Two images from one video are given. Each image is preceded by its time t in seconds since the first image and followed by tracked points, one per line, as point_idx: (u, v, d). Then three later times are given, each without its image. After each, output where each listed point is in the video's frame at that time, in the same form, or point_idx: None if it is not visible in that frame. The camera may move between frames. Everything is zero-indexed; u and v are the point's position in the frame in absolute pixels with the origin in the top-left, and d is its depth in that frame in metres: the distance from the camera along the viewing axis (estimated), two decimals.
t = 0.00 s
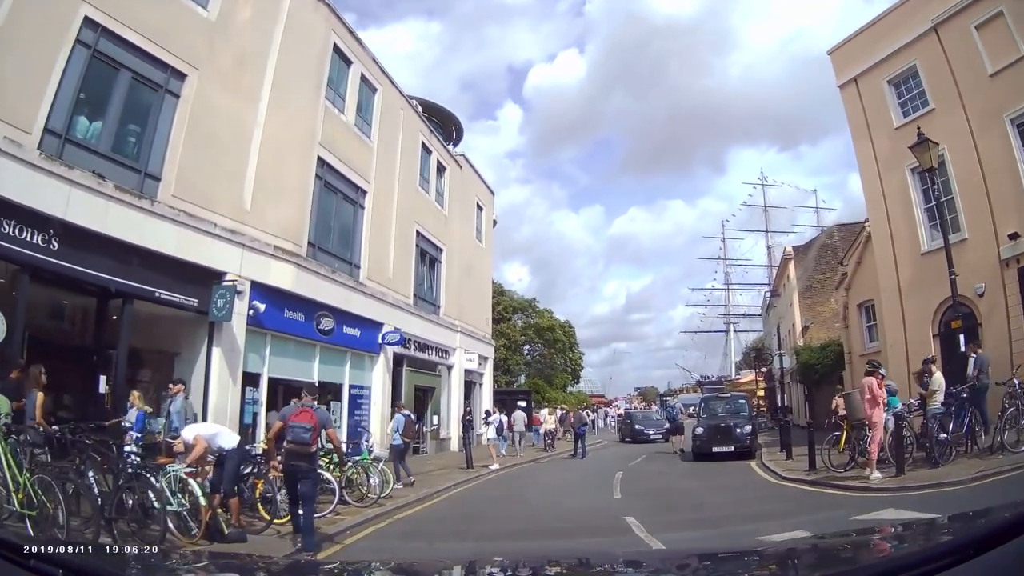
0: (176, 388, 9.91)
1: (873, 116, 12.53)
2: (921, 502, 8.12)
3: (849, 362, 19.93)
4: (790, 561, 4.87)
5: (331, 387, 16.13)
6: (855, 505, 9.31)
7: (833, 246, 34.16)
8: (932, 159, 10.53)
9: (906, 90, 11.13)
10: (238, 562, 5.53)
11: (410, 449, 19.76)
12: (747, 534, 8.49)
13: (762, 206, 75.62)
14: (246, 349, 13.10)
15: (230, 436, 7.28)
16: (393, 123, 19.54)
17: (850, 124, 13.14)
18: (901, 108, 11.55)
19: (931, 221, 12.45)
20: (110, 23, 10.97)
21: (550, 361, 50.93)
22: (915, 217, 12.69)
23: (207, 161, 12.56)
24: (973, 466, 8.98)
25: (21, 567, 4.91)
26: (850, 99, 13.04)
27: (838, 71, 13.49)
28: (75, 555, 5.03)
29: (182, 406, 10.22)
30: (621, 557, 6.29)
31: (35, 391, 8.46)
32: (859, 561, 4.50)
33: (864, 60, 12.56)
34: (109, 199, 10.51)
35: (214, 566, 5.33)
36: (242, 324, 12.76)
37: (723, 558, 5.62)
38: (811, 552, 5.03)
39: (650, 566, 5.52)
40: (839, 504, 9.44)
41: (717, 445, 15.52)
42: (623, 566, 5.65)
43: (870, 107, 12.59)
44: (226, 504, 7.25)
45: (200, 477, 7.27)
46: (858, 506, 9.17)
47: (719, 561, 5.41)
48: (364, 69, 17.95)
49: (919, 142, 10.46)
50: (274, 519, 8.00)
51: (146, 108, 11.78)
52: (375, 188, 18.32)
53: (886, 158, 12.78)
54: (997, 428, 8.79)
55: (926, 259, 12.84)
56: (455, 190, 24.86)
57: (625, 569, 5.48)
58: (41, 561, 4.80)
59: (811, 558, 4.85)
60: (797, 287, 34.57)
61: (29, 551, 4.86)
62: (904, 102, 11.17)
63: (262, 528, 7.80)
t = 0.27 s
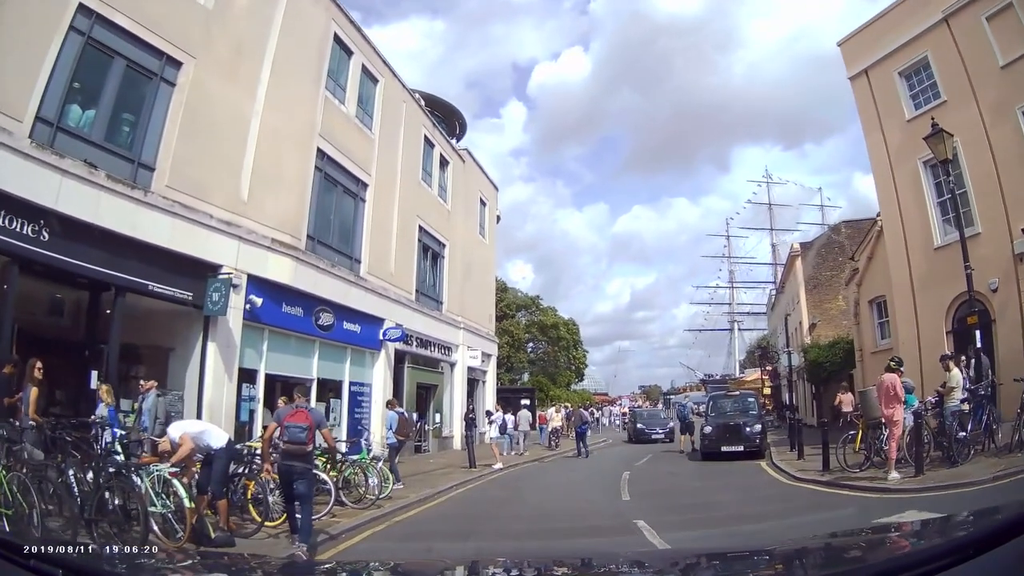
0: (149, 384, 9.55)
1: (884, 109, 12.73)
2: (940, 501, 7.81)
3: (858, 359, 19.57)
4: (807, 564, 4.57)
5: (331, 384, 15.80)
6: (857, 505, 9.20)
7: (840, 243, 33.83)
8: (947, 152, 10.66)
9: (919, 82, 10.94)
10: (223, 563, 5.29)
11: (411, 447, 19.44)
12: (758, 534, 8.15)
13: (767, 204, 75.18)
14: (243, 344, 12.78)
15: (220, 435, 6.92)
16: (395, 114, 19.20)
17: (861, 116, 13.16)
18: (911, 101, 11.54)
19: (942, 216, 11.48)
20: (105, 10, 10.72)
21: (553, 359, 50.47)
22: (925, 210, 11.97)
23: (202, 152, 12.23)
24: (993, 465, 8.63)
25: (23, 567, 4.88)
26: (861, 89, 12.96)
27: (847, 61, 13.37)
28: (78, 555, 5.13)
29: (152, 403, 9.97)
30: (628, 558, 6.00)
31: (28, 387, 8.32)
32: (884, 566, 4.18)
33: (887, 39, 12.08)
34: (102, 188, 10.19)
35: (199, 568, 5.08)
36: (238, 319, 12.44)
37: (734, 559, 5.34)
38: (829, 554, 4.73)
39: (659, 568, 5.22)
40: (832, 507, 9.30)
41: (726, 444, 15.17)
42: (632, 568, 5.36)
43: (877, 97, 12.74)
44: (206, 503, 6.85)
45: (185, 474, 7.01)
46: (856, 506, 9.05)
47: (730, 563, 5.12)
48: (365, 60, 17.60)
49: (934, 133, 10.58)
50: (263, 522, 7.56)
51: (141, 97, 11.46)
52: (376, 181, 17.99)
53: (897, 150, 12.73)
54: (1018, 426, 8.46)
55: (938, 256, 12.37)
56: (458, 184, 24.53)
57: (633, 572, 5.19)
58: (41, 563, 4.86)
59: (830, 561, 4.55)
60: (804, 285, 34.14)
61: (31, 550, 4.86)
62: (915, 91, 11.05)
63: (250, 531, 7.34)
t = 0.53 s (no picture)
0: (121, 376, 9.21)
1: (893, 104, 12.52)
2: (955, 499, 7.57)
3: (868, 356, 19.25)
4: (823, 565, 4.32)
5: (330, 381, 15.55)
6: (865, 504, 9.00)
7: (846, 240, 33.49)
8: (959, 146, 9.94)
9: (926, 76, 11.46)
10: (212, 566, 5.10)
11: (413, 445, 19.18)
12: (767, 533, 7.88)
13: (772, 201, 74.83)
14: (240, 340, 12.54)
15: (211, 433, 6.64)
16: (396, 107, 18.91)
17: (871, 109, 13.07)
18: (922, 93, 11.69)
19: (953, 209, 11.47)
20: None
21: (557, 357, 50.10)
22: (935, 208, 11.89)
23: (199, 143, 11.97)
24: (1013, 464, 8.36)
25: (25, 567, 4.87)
26: (870, 84, 12.95)
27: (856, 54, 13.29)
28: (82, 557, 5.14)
29: (127, 397, 9.47)
30: (633, 559, 5.76)
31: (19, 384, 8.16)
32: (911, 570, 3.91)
33: (889, 37, 12.26)
34: (96, 179, 9.93)
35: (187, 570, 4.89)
36: (234, 314, 12.19)
37: (744, 560, 5.10)
38: (847, 556, 4.48)
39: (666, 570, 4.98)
40: (832, 508, 9.17)
41: (734, 442, 14.88)
42: (639, 570, 5.10)
43: (886, 92, 12.65)
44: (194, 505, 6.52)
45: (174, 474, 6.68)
46: (854, 507, 8.91)
47: (742, 565, 4.87)
48: (366, 51, 17.32)
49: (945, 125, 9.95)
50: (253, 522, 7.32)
51: (137, 87, 11.19)
52: (377, 175, 17.71)
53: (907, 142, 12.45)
54: None
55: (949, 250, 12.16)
56: (460, 179, 24.23)
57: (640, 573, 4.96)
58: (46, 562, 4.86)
59: (848, 563, 4.30)
60: (810, 281, 33.81)
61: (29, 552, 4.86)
62: (928, 88, 11.35)
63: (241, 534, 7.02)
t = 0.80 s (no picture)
0: (87, 369, 8.28)
1: (902, 98, 10.65)
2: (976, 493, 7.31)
3: (877, 353, 18.93)
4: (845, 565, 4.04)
5: (329, 378, 15.27)
6: (880, 502, 8.70)
7: (853, 235, 33.13)
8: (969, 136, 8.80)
9: (938, 65, 9.74)
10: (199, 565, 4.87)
11: (414, 443, 18.90)
12: (777, 532, 7.58)
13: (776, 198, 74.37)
14: (236, 335, 12.27)
15: (198, 431, 6.42)
16: (397, 99, 18.62)
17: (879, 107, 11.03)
18: (932, 82, 9.98)
19: (964, 199, 9.73)
20: None
21: (560, 354, 49.74)
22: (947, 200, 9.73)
23: (194, 134, 11.68)
24: None
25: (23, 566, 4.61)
26: (878, 75, 11.04)
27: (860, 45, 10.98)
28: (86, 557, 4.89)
29: (94, 392, 8.36)
30: (639, 559, 5.48)
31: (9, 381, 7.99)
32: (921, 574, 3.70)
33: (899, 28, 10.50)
34: (89, 170, 9.65)
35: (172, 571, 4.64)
36: (230, 309, 11.93)
37: (753, 561, 4.81)
38: (868, 554, 4.19)
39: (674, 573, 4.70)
40: (833, 508, 8.89)
41: (742, 440, 14.56)
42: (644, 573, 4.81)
43: (895, 86, 10.75)
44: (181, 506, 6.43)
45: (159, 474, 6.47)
46: (855, 507, 8.63)
47: (754, 567, 4.58)
48: (366, 42, 17.02)
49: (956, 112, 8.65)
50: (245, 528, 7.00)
51: (130, 76, 10.90)
52: (377, 168, 17.42)
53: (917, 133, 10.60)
54: None
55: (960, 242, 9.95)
56: (463, 174, 23.93)
57: None
58: (46, 562, 4.58)
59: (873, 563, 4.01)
60: (816, 277, 33.49)
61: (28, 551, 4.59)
62: (932, 75, 9.91)
63: (233, 536, 6.81)
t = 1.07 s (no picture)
0: (50, 356, 8.12)
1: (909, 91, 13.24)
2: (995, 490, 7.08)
3: (885, 352, 18.67)
4: (864, 565, 3.81)
5: (328, 376, 15.05)
6: (891, 502, 8.44)
7: (858, 233, 32.84)
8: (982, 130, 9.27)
9: (944, 61, 12.52)
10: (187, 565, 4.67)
11: (415, 442, 18.68)
12: (783, 532, 7.37)
13: (779, 198, 74.02)
14: (232, 332, 12.07)
15: (186, 429, 6.23)
16: (399, 94, 18.43)
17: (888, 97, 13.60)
18: (939, 80, 12.62)
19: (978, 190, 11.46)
20: None
21: (563, 352, 49.49)
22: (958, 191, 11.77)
23: (190, 126, 11.46)
24: None
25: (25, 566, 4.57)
26: (886, 69, 13.78)
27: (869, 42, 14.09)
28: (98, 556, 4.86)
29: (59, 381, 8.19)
30: (644, 558, 5.26)
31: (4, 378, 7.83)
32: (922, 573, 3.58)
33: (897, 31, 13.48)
34: (83, 162, 9.43)
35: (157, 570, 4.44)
36: (226, 304, 11.71)
37: (758, 559, 4.60)
38: (887, 552, 3.97)
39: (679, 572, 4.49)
40: (831, 508, 8.65)
41: (749, 439, 14.30)
42: (647, 572, 4.58)
43: (903, 78, 13.39)
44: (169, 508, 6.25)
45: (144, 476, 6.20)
46: (855, 507, 8.39)
47: (761, 566, 4.37)
48: (367, 35, 16.82)
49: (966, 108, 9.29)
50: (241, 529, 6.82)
51: (126, 67, 10.67)
52: (378, 163, 17.20)
53: (923, 128, 12.93)
54: None
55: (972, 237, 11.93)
56: (465, 170, 23.72)
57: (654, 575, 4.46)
58: (45, 561, 4.55)
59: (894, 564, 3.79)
60: (820, 275, 33.23)
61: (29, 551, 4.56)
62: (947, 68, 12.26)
63: (225, 538, 6.59)
